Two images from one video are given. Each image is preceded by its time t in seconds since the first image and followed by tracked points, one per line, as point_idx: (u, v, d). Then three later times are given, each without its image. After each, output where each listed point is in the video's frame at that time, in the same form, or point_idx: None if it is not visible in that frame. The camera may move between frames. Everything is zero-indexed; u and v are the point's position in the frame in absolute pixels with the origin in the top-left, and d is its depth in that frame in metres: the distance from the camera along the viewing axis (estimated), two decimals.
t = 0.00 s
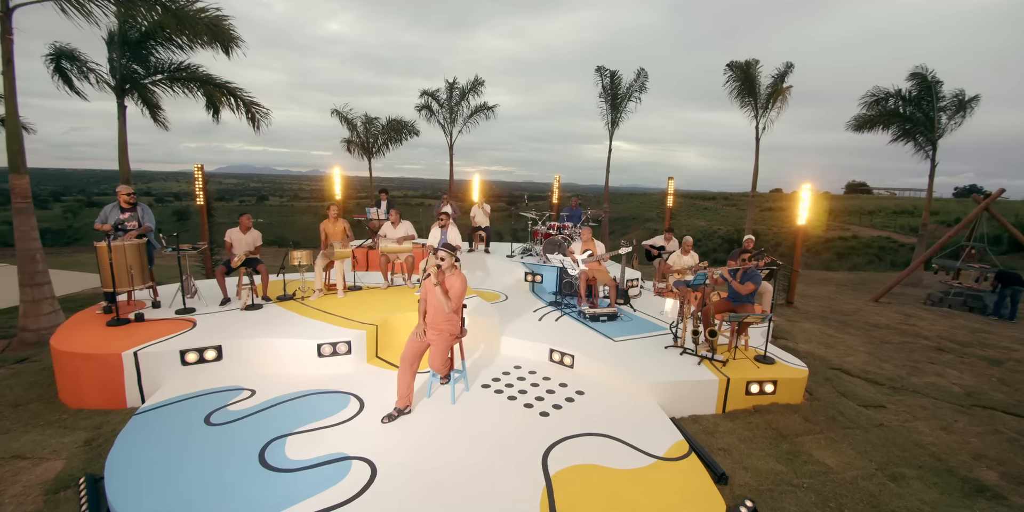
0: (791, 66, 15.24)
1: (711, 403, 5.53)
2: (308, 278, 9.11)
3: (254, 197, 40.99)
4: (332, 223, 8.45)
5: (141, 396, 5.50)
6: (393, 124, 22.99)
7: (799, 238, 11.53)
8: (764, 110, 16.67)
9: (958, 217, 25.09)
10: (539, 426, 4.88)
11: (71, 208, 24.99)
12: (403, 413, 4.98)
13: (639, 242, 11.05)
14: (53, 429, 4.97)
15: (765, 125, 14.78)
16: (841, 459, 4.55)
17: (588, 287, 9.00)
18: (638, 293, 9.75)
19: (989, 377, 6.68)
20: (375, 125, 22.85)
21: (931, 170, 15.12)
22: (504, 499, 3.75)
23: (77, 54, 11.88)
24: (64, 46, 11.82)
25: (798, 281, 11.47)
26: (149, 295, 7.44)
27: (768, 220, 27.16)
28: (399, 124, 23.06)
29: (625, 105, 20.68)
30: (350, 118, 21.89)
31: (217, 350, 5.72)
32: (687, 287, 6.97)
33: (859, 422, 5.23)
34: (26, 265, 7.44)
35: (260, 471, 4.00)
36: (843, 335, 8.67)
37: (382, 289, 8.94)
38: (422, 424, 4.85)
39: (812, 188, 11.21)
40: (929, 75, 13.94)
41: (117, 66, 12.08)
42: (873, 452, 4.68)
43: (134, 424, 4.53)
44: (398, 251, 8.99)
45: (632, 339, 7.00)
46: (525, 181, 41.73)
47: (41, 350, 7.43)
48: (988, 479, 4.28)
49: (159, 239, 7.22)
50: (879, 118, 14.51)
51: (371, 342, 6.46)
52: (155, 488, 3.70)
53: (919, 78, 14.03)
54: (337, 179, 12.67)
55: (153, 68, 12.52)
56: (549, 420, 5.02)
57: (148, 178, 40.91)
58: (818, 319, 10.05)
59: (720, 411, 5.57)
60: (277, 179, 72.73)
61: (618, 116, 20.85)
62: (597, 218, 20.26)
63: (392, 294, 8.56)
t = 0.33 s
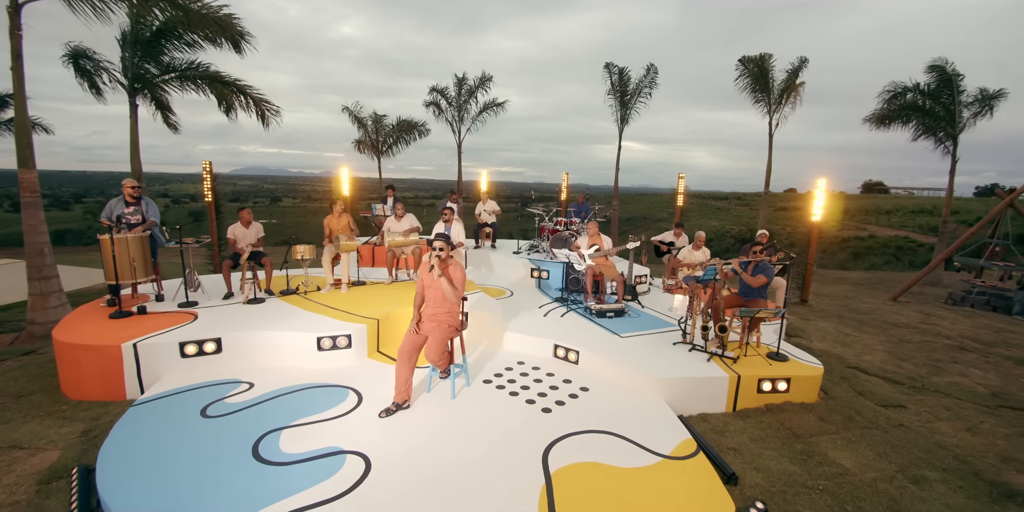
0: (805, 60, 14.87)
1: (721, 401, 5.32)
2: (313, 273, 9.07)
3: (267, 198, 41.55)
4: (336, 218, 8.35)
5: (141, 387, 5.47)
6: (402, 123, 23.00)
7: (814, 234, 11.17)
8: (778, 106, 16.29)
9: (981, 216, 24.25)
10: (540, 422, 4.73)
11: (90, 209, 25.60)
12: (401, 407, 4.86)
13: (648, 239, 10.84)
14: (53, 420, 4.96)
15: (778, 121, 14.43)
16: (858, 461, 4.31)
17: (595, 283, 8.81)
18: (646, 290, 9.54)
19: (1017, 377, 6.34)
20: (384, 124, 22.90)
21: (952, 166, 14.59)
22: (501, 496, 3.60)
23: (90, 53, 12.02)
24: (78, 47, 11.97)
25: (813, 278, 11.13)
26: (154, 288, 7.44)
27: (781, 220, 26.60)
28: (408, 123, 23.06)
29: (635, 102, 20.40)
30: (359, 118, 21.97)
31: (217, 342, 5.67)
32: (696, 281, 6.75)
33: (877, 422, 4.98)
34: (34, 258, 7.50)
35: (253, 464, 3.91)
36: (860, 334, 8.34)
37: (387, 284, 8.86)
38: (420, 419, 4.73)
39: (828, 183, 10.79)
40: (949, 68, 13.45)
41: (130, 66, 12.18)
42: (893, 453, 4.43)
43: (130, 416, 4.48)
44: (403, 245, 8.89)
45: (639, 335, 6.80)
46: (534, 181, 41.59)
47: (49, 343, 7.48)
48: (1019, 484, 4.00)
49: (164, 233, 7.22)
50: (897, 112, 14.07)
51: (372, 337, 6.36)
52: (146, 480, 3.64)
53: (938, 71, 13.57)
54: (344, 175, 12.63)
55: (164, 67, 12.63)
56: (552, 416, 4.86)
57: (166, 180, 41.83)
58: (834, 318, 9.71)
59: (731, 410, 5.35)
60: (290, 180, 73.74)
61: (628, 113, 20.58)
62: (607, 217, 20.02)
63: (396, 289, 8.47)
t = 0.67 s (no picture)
0: (822, 54, 14.46)
1: (731, 400, 5.11)
2: (317, 269, 9.03)
3: (282, 199, 42.22)
4: (341, 212, 8.33)
5: (142, 380, 5.47)
6: (412, 122, 23.05)
7: (831, 231, 10.78)
8: (794, 102, 15.88)
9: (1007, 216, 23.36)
10: (541, 419, 4.58)
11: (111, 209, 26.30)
12: (399, 402, 4.76)
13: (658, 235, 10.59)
14: (54, 411, 4.97)
15: (794, 117, 14.07)
16: (877, 464, 4.07)
17: (603, 279, 8.62)
18: (655, 287, 9.32)
19: None
20: (395, 124, 22.99)
21: (978, 162, 14.03)
22: (496, 494, 3.47)
23: (106, 54, 12.24)
24: (95, 48, 12.20)
25: (829, 277, 10.76)
26: (160, 282, 7.48)
27: (797, 220, 26.01)
28: (419, 124, 23.12)
29: (646, 100, 20.11)
30: (370, 118, 22.08)
31: (217, 334, 5.64)
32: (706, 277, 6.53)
33: (897, 424, 4.72)
34: (45, 252, 7.59)
35: (245, 457, 3.85)
36: (879, 334, 8.01)
37: (391, 279, 8.79)
38: (418, 414, 4.61)
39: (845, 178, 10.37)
40: (973, 60, 12.89)
41: (144, 66, 12.40)
42: (915, 457, 4.18)
43: (127, 408, 4.46)
44: (409, 240, 8.80)
45: (647, 332, 6.60)
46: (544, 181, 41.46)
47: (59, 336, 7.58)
48: None
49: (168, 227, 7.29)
50: (918, 107, 13.58)
51: (373, 331, 6.27)
52: (137, 471, 3.60)
53: (962, 63, 13.04)
54: (353, 172, 12.62)
55: (177, 67, 12.79)
56: (554, 413, 4.71)
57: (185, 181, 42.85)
58: (851, 317, 9.36)
59: (741, 409, 5.13)
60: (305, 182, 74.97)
61: (639, 110, 20.30)
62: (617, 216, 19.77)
63: (400, 284, 8.38)
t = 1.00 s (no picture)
0: (840, 48, 14.03)
1: (740, 400, 4.90)
2: (322, 265, 9.01)
3: (296, 199, 42.79)
4: (344, 208, 8.32)
5: (144, 373, 5.49)
6: (422, 121, 23.07)
7: (848, 229, 10.41)
8: (811, 97, 15.43)
9: None
10: (540, 417, 4.44)
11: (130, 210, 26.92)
12: (395, 398, 4.67)
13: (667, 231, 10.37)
14: (57, 403, 5.00)
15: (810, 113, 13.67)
16: (894, 469, 3.84)
17: (609, 276, 8.43)
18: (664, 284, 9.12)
19: None
20: (405, 124, 23.08)
21: (1005, 158, 13.44)
22: (488, 494, 3.34)
23: (122, 55, 12.46)
24: (112, 50, 12.46)
25: (847, 276, 10.39)
26: (167, 278, 7.53)
27: (814, 219, 25.35)
28: (429, 123, 23.15)
29: (657, 97, 19.81)
30: (380, 118, 22.20)
31: (218, 329, 5.65)
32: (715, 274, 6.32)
33: (918, 427, 4.47)
34: (57, 248, 7.68)
35: (237, 451, 3.80)
36: (899, 334, 7.68)
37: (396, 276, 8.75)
38: (414, 410, 4.52)
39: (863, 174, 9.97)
40: (1001, 51, 12.35)
41: (158, 67, 12.63)
42: (935, 462, 3.93)
43: (126, 400, 4.47)
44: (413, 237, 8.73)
45: (653, 330, 6.42)
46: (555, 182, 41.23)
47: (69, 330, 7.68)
48: None
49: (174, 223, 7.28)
50: (941, 101, 13.08)
51: (374, 327, 6.22)
52: (128, 464, 3.57)
53: (989, 55, 12.50)
54: (361, 171, 12.62)
55: (191, 67, 12.96)
56: (554, 412, 4.57)
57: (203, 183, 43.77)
58: (870, 317, 9.00)
59: (751, 411, 4.93)
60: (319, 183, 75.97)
61: (650, 108, 20.01)
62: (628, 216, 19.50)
63: (403, 281, 8.32)
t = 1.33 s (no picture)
0: (859, 42, 13.61)
1: (748, 402, 4.71)
2: (326, 263, 9.00)
3: (311, 200, 43.42)
4: (349, 206, 8.23)
5: (146, 367, 5.53)
6: (433, 121, 23.15)
7: (865, 227, 10.04)
8: (829, 93, 15.00)
9: None
10: (537, 416, 4.32)
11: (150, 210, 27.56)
12: (391, 395, 4.60)
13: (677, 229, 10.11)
14: (60, 395, 5.06)
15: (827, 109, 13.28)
16: (911, 476, 3.62)
17: (615, 274, 8.25)
18: (673, 283, 8.89)
19: None
20: (416, 123, 23.18)
21: None
22: (478, 493, 3.24)
23: (139, 58, 12.69)
24: (129, 52, 12.71)
25: (864, 276, 10.04)
26: (173, 274, 7.61)
27: (831, 219, 24.69)
28: (440, 122, 23.21)
29: (669, 94, 19.52)
30: (392, 118, 22.33)
31: (219, 323, 5.65)
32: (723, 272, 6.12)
33: (937, 432, 4.22)
34: (69, 245, 7.84)
35: (229, 445, 3.77)
36: (919, 336, 7.35)
37: (400, 273, 8.72)
38: (409, 407, 4.45)
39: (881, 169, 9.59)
40: None
41: (172, 68, 12.76)
42: (955, 469, 3.70)
43: (125, 393, 4.49)
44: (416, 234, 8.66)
45: (658, 328, 6.25)
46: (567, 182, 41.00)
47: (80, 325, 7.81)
48: None
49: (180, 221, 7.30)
50: (966, 95, 12.60)
51: (375, 324, 6.17)
52: (125, 456, 3.59)
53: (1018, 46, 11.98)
54: (370, 172, 12.61)
55: (204, 69, 13.14)
56: (552, 410, 4.45)
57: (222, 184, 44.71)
58: (888, 318, 8.66)
59: (759, 413, 4.73)
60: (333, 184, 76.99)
61: (662, 105, 19.72)
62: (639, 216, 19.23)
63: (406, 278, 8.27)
